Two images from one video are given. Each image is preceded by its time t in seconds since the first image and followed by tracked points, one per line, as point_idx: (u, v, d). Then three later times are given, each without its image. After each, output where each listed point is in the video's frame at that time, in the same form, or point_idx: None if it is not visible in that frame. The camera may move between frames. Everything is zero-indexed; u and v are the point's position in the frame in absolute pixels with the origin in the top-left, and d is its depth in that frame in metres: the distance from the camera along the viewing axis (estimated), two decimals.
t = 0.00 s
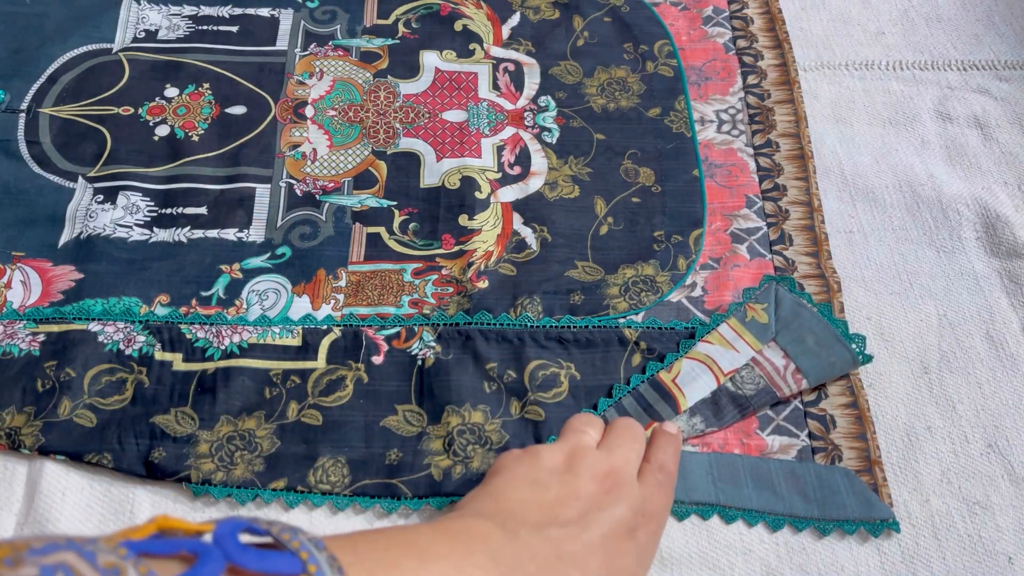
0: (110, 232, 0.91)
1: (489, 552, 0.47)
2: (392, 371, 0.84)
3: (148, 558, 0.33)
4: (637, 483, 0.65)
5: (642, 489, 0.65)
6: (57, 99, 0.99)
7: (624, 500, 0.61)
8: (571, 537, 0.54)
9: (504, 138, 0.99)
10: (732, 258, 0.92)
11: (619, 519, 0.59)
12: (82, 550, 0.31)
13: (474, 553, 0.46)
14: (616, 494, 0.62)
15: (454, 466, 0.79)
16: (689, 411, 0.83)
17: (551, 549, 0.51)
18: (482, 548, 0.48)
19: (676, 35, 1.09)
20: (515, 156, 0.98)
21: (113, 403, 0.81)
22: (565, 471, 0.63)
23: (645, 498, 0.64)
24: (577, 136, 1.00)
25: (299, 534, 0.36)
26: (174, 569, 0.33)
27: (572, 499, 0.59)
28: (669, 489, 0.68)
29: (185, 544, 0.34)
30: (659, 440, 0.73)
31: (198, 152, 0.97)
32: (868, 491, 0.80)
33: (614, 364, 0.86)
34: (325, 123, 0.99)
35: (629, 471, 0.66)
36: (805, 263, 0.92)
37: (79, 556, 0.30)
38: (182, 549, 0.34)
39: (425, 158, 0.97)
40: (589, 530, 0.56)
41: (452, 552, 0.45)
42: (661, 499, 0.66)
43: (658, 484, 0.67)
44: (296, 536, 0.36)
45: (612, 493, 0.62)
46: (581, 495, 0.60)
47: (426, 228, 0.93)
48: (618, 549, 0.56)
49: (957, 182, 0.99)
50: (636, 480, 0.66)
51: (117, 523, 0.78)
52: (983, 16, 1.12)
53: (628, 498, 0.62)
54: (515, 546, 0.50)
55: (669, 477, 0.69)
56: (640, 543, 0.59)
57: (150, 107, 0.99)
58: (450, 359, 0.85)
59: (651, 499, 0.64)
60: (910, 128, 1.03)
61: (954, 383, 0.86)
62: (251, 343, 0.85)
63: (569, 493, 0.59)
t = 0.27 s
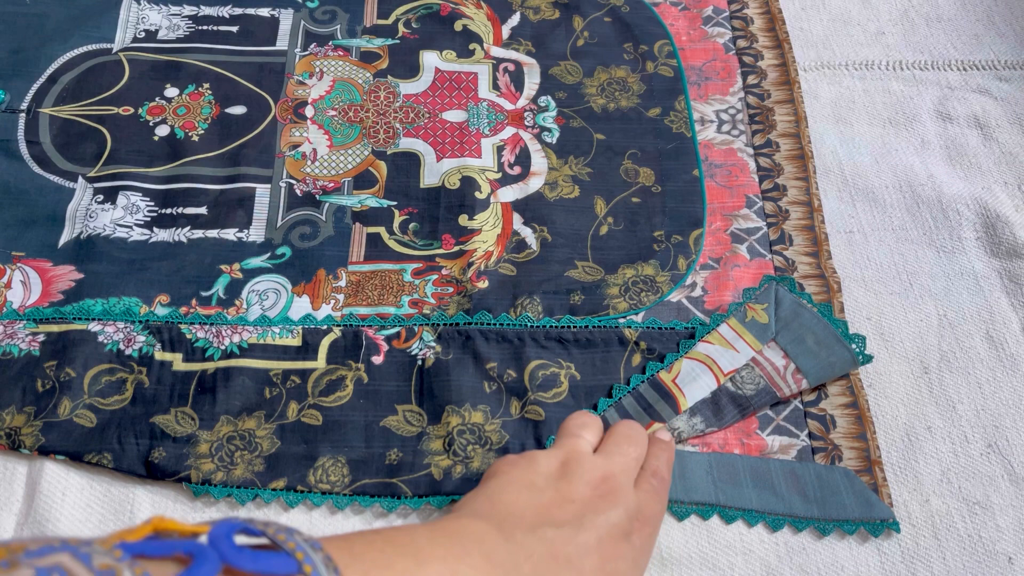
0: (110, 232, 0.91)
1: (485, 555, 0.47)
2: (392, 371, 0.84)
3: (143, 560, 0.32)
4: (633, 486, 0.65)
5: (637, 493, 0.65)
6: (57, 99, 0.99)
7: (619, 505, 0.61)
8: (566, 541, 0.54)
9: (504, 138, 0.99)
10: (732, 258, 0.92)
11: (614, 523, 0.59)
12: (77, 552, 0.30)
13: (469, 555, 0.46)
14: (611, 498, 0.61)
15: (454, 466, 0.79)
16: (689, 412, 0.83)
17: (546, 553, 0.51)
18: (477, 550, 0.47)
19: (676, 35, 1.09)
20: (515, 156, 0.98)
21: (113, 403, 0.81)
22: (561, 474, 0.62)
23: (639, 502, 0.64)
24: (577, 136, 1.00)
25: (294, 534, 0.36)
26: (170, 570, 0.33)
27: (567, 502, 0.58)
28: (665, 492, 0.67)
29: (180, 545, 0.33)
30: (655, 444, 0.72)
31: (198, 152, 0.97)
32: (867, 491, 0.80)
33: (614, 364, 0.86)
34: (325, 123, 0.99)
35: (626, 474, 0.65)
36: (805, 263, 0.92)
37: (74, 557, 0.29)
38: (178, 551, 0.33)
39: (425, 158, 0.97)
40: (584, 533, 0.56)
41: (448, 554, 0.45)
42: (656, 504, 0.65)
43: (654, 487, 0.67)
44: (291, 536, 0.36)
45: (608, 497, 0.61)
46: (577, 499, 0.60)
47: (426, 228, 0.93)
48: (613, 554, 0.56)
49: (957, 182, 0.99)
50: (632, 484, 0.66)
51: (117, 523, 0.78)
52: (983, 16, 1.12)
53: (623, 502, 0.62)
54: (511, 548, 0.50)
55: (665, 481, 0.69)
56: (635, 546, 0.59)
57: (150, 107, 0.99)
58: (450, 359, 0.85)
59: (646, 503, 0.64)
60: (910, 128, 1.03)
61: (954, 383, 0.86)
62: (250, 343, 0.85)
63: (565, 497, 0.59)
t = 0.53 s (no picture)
0: (110, 232, 0.91)
1: (486, 554, 0.47)
2: (392, 371, 0.84)
3: (147, 562, 0.32)
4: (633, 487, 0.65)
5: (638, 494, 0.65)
6: (57, 99, 0.99)
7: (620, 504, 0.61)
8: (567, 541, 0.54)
9: (504, 138, 0.99)
10: (732, 258, 0.92)
11: (615, 521, 0.59)
12: (81, 555, 0.31)
13: (470, 555, 0.46)
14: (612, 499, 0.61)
15: (454, 466, 0.79)
16: (689, 412, 0.83)
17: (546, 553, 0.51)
18: (477, 550, 0.47)
19: (676, 35, 1.09)
20: (515, 156, 0.98)
21: (113, 403, 0.81)
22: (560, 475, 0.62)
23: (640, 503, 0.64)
24: (577, 136, 1.00)
25: (298, 537, 0.36)
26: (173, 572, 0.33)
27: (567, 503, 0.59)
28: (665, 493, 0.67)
29: (183, 547, 0.33)
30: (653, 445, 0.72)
31: (198, 152, 0.97)
32: (868, 491, 0.80)
33: (614, 364, 0.86)
34: (325, 123, 0.99)
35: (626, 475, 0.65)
36: (805, 263, 0.92)
37: (77, 560, 0.30)
38: (181, 553, 0.33)
39: (425, 158, 0.97)
40: (585, 533, 0.56)
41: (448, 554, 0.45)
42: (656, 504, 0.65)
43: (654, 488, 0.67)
44: (295, 539, 0.36)
45: (608, 497, 0.61)
46: (577, 499, 0.60)
47: (426, 228, 0.93)
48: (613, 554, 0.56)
49: (957, 182, 0.99)
50: (632, 485, 0.65)
51: (117, 523, 0.78)
52: (983, 16, 1.12)
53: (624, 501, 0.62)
54: (512, 548, 0.50)
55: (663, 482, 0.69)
56: (636, 547, 0.59)
57: (150, 107, 0.99)
58: (450, 359, 0.85)
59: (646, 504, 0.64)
60: (910, 128, 1.03)
61: (954, 383, 0.86)
62: (250, 343, 0.85)
63: (565, 498, 0.59)
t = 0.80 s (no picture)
0: (110, 232, 0.91)
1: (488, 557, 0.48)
2: (392, 371, 0.84)
3: (147, 567, 0.33)
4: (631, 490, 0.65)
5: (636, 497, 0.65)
6: (57, 99, 0.99)
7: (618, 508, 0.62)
8: (568, 545, 0.55)
9: (504, 138, 0.99)
10: (732, 258, 0.92)
11: (615, 526, 0.59)
12: (80, 559, 0.30)
13: (473, 558, 0.47)
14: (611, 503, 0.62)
15: (454, 466, 0.79)
16: (689, 412, 0.83)
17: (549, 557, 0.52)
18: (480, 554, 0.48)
19: (676, 35, 1.09)
20: (515, 156, 0.98)
21: (113, 403, 0.81)
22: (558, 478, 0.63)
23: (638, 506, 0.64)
24: (577, 136, 1.00)
25: (297, 541, 0.36)
26: None
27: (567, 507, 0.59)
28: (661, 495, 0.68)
29: (183, 552, 0.34)
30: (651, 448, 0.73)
31: (198, 152, 0.97)
32: (868, 491, 0.80)
33: (614, 364, 0.86)
34: (325, 123, 0.99)
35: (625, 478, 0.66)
36: (805, 263, 0.92)
37: (77, 564, 0.30)
38: (181, 557, 0.33)
39: (425, 158, 0.97)
40: (585, 537, 0.57)
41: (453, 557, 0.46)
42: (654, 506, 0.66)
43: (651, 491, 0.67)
44: (294, 543, 0.36)
45: (606, 500, 0.62)
46: (576, 503, 0.60)
47: (426, 228, 0.93)
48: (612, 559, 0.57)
49: (957, 182, 0.99)
50: (631, 490, 0.66)
51: (117, 523, 0.78)
52: (983, 16, 1.12)
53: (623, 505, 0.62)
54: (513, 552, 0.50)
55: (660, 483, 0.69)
56: (633, 552, 0.60)
57: (150, 107, 0.99)
58: (450, 359, 0.85)
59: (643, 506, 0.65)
60: (910, 128, 1.03)
61: (954, 383, 0.86)
62: (250, 343, 0.85)
63: (564, 502, 0.60)
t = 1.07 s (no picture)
0: (110, 232, 0.91)
1: (491, 553, 0.48)
2: (392, 371, 0.84)
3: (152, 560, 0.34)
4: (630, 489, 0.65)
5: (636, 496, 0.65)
6: (57, 99, 0.99)
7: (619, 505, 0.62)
8: (570, 542, 0.55)
9: (504, 138, 0.99)
10: (732, 258, 0.92)
11: (615, 523, 0.59)
12: (85, 552, 0.32)
13: (475, 554, 0.47)
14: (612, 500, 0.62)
15: (454, 465, 0.79)
16: (690, 412, 0.83)
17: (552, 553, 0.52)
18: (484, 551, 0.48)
19: (676, 35, 1.09)
20: (515, 156, 0.98)
21: (113, 403, 0.81)
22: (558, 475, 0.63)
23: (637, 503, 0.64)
24: (577, 136, 1.00)
25: (298, 534, 0.38)
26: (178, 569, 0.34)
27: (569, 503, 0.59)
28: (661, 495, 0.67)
29: (186, 545, 0.35)
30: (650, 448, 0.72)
31: (198, 152, 0.97)
32: (868, 491, 0.80)
33: (614, 364, 0.86)
34: (325, 123, 0.99)
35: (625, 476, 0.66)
36: (805, 263, 0.92)
37: (82, 557, 0.31)
38: (184, 550, 0.35)
39: (425, 158, 0.97)
40: (586, 534, 0.56)
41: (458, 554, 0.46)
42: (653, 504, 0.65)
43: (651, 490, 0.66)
44: (294, 537, 0.38)
45: (607, 497, 0.62)
46: (577, 501, 0.60)
47: (426, 228, 0.93)
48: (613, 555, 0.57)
49: (957, 182, 0.99)
50: (631, 487, 0.66)
51: (117, 523, 0.78)
52: (983, 16, 1.12)
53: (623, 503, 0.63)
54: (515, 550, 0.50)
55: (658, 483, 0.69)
56: (632, 549, 0.60)
57: (150, 107, 0.99)
58: (450, 359, 0.85)
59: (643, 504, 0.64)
60: (910, 128, 1.03)
61: (954, 383, 0.86)
62: (250, 343, 0.85)
63: (565, 498, 0.60)
